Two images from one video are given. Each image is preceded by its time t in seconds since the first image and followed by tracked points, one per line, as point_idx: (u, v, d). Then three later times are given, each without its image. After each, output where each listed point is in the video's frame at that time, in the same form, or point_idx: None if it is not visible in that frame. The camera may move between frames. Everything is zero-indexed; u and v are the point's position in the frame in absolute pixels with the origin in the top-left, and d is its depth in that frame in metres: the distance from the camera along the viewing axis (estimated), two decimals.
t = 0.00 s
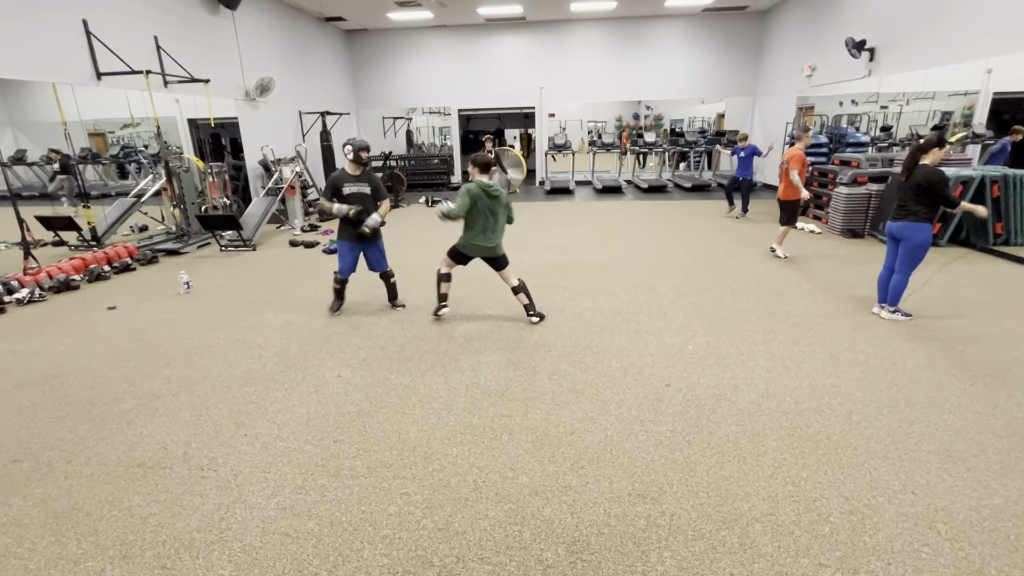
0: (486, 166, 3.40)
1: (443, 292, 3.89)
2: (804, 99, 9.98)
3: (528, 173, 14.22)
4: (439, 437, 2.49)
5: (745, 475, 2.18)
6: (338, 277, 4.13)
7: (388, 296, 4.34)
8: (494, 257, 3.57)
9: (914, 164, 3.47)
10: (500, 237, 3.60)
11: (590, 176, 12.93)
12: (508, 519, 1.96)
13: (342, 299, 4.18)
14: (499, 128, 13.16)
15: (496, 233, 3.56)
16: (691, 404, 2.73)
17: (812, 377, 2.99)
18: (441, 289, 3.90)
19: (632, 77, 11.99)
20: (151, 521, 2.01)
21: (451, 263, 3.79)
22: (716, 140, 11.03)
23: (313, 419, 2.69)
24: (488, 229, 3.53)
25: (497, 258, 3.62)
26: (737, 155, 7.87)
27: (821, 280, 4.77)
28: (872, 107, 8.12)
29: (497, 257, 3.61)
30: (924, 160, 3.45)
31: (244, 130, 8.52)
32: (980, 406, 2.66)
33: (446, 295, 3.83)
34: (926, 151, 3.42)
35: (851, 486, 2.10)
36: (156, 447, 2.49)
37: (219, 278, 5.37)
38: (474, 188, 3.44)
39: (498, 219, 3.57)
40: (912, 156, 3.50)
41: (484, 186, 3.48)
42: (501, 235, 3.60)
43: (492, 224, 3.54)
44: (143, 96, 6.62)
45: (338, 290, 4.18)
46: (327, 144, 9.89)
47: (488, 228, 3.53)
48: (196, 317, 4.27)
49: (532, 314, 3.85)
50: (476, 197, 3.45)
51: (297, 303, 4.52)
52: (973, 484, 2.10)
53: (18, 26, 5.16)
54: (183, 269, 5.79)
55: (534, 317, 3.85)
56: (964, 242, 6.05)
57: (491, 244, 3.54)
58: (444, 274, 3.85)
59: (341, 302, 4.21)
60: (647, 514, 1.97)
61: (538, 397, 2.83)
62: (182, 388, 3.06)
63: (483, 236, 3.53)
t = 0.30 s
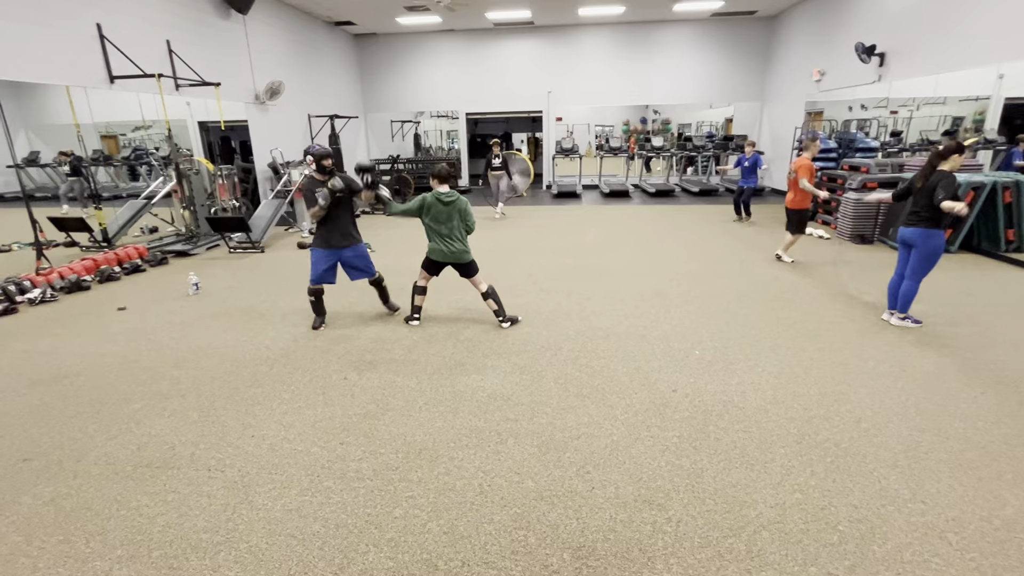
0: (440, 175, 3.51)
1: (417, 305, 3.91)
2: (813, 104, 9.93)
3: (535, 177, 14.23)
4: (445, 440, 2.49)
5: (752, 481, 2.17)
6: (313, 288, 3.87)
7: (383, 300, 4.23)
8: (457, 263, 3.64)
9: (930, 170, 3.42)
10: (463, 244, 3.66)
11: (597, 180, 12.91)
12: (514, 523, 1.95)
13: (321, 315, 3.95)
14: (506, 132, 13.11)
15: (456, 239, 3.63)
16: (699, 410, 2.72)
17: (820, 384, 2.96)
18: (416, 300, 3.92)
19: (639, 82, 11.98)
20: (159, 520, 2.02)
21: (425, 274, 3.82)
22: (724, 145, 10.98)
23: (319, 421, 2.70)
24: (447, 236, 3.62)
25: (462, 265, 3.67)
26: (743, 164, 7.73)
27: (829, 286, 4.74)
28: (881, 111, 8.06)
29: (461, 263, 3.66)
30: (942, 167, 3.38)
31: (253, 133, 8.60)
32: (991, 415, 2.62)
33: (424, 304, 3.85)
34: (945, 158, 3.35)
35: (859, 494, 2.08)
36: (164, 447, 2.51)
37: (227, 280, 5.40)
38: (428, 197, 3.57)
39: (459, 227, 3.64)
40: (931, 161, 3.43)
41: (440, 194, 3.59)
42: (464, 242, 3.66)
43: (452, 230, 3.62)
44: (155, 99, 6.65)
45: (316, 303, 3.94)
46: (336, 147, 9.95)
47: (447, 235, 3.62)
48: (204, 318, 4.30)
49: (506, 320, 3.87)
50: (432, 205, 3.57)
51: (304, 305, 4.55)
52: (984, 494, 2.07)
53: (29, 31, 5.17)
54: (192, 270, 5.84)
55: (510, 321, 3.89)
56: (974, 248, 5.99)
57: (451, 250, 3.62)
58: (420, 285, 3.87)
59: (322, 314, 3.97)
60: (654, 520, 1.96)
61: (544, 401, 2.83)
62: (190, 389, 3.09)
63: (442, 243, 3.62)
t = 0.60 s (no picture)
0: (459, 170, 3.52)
1: (424, 306, 3.90)
2: (823, 106, 9.87)
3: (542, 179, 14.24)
4: (451, 441, 2.49)
5: (760, 486, 2.15)
6: (307, 295, 3.79)
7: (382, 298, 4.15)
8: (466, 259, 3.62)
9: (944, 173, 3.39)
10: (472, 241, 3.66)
11: (604, 182, 12.88)
12: (519, 525, 1.95)
13: (311, 322, 3.83)
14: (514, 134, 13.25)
15: (467, 236, 3.62)
16: (706, 413, 2.70)
17: (829, 389, 2.94)
18: (423, 301, 3.91)
19: (647, 84, 11.96)
20: (166, 517, 2.03)
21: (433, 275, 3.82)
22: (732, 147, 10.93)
23: (325, 420, 2.71)
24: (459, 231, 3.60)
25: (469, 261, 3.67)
26: (753, 155, 7.75)
27: (839, 290, 4.70)
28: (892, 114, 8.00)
29: (468, 260, 3.66)
30: (956, 169, 3.35)
31: (262, 133, 8.66)
32: (1004, 422, 2.59)
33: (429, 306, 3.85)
34: (959, 160, 3.33)
35: (869, 500, 2.06)
36: (172, 444, 2.52)
37: (236, 279, 5.43)
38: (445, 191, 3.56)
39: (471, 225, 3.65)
40: (944, 164, 3.40)
41: (456, 189, 3.59)
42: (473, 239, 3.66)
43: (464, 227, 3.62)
44: (165, 99, 6.71)
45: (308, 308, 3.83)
46: (344, 147, 9.99)
47: (459, 230, 3.60)
48: (212, 316, 4.33)
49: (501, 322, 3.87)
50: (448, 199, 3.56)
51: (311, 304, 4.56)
52: (997, 502, 2.04)
53: (41, 31, 5.23)
54: (201, 269, 5.88)
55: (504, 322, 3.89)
56: (986, 253, 5.92)
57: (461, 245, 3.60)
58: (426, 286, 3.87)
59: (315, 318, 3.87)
60: (660, 524, 1.95)
61: (550, 403, 2.82)
62: (198, 387, 3.11)
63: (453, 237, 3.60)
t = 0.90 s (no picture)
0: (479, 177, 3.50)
1: (435, 308, 3.87)
2: (838, 108, 9.77)
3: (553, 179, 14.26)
4: (461, 440, 2.50)
5: (772, 490, 2.13)
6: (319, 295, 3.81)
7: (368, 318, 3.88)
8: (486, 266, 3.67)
9: (963, 185, 3.32)
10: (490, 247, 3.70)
11: (616, 183, 12.86)
12: (529, 525, 1.95)
13: (324, 320, 3.86)
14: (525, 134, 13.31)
15: (487, 243, 3.65)
16: (717, 416, 2.68)
17: (842, 393, 2.90)
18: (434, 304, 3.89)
19: (660, 85, 11.91)
20: (180, 511, 2.06)
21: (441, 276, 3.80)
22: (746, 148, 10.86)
23: (337, 417, 2.73)
24: (480, 238, 3.61)
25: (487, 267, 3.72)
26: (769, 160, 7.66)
27: (853, 293, 4.65)
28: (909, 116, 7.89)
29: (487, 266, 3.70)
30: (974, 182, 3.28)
31: (276, 132, 8.74)
32: None
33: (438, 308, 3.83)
34: (979, 173, 3.24)
35: (883, 506, 2.03)
36: (186, 439, 2.56)
37: (249, 277, 5.49)
38: (466, 199, 3.52)
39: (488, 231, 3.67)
40: (964, 175, 3.31)
41: (474, 196, 3.56)
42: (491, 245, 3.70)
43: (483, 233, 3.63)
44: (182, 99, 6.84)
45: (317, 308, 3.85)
46: (356, 147, 10.06)
47: (480, 238, 3.61)
48: (226, 313, 4.38)
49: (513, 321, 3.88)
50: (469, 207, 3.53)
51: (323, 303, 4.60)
52: (1015, 510, 2.00)
53: (60, 32, 5.31)
54: (215, 266, 5.95)
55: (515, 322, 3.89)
56: (1005, 257, 5.82)
57: (482, 253, 3.63)
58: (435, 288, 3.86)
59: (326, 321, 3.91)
60: (671, 526, 1.94)
61: (560, 404, 2.82)
62: (212, 383, 3.15)
63: (475, 245, 3.60)
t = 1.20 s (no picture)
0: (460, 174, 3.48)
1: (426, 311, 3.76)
2: (859, 106, 9.60)
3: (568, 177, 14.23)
4: (474, 437, 2.50)
5: (788, 493, 2.10)
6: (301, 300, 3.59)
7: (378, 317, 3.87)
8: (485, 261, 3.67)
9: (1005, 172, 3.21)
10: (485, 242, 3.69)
11: (631, 181, 12.77)
12: (541, 523, 1.95)
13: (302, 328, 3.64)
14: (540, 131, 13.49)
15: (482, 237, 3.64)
16: (732, 417, 2.66)
17: (861, 396, 2.86)
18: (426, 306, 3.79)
19: (676, 82, 11.80)
20: (197, 501, 2.09)
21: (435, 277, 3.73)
22: (763, 147, 10.72)
23: (352, 412, 2.75)
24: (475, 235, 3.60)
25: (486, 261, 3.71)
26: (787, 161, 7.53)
27: (872, 295, 4.57)
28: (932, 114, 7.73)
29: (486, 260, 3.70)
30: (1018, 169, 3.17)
31: (293, 128, 8.83)
32: None
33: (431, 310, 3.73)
34: None
35: (901, 511, 2.00)
36: (203, 430, 2.60)
37: (265, 271, 5.56)
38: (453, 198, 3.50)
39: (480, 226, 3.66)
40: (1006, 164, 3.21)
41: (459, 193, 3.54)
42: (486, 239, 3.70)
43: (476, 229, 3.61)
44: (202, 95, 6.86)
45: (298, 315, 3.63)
46: (372, 143, 10.13)
47: (474, 234, 3.60)
48: (243, 307, 4.44)
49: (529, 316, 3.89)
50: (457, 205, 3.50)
51: (338, 298, 4.64)
52: None
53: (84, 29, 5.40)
54: (232, 261, 6.03)
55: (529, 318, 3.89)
56: None
57: (479, 248, 3.63)
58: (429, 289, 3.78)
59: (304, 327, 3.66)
60: (683, 527, 1.93)
61: (573, 402, 2.81)
62: (229, 375, 3.19)
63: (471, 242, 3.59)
